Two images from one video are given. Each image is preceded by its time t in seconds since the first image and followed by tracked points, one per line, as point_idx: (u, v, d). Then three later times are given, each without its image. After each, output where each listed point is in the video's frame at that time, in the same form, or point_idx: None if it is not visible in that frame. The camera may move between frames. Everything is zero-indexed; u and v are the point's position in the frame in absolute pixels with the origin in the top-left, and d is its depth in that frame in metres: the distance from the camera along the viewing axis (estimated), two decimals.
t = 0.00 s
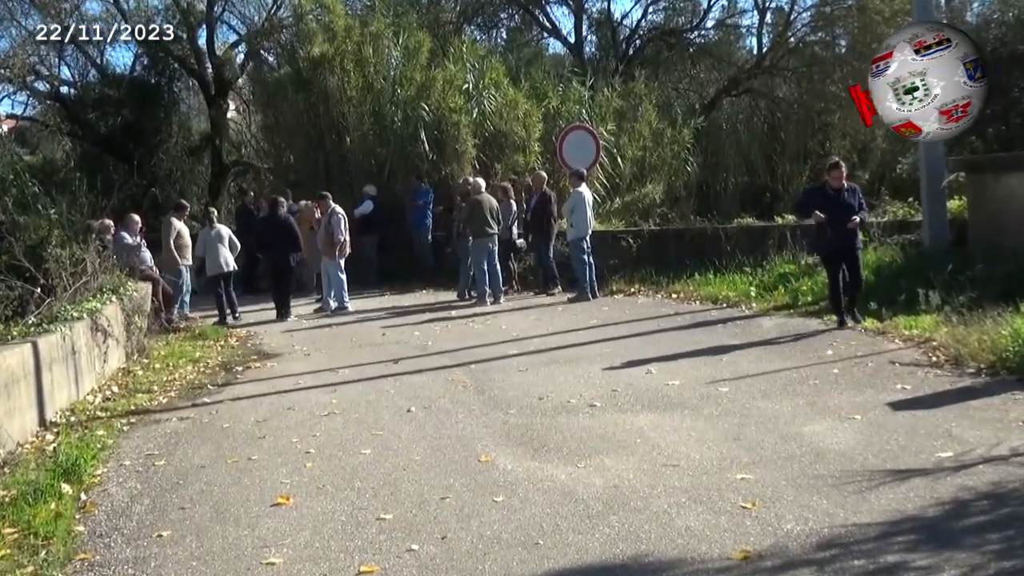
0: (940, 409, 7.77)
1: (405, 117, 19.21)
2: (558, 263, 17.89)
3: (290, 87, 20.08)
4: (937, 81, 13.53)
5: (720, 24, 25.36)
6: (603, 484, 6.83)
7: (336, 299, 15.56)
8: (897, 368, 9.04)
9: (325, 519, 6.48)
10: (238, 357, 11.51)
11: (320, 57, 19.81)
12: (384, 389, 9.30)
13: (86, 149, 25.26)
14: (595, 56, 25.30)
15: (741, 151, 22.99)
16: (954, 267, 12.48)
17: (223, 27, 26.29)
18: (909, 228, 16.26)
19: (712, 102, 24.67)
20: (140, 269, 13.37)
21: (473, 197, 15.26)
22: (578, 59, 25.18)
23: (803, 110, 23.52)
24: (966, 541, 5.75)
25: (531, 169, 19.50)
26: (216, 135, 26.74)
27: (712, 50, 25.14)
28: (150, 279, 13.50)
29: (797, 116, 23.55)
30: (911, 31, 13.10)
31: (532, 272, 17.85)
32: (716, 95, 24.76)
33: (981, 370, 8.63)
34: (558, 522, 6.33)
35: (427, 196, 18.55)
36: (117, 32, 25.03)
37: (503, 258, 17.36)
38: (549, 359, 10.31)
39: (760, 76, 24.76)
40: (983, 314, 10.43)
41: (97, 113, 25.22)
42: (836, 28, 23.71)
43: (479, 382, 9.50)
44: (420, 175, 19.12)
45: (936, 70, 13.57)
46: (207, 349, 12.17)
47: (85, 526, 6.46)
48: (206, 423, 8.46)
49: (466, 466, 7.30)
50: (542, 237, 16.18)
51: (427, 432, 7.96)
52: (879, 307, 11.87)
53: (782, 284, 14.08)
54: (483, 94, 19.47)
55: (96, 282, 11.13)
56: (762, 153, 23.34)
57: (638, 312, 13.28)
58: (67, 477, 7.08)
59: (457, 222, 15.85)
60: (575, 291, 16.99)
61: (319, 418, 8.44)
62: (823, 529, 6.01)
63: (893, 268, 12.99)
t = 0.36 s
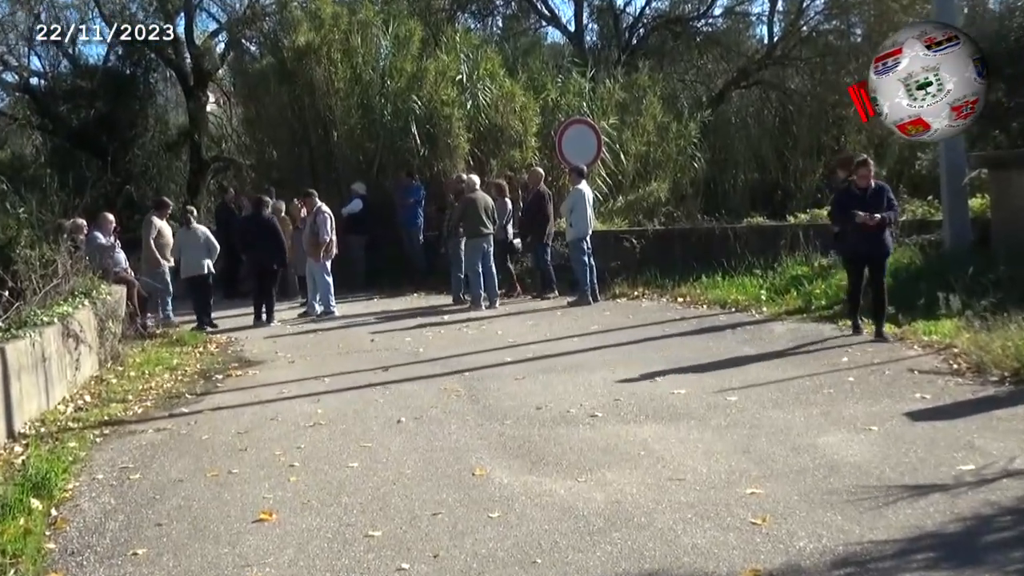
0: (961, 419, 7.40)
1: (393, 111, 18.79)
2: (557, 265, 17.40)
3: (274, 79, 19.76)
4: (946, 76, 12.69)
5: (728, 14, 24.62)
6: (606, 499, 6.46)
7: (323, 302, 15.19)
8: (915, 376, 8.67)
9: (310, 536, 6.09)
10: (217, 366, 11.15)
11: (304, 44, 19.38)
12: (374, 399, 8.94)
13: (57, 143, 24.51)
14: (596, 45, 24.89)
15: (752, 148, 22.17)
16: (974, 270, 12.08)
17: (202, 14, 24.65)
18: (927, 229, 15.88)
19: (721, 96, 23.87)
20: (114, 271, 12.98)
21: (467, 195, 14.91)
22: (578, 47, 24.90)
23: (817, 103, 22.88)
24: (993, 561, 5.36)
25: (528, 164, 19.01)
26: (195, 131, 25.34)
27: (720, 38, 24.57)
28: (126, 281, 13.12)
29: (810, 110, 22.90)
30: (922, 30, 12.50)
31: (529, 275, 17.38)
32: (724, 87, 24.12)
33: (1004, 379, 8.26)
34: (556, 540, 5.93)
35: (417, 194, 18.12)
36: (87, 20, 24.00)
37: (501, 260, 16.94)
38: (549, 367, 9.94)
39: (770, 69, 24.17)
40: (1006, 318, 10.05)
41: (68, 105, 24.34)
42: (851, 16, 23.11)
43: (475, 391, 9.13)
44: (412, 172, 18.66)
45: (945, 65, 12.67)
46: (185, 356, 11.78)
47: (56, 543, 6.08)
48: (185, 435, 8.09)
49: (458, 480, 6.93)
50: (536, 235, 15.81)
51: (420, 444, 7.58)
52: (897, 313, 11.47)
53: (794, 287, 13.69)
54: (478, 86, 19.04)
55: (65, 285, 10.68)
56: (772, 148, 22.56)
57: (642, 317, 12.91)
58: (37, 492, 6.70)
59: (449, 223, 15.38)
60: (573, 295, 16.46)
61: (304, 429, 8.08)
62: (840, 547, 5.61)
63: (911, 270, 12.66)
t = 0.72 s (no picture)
0: (978, 428, 7.11)
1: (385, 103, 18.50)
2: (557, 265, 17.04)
3: (260, 67, 19.30)
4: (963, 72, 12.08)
5: None
6: (607, 511, 6.15)
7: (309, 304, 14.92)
8: (931, 382, 8.37)
9: (296, 548, 5.76)
10: (200, 369, 10.87)
11: (292, 32, 19.00)
12: (365, 406, 8.66)
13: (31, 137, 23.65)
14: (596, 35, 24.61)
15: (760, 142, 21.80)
16: (992, 271, 11.83)
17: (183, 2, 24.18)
18: (943, 228, 15.59)
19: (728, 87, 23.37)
20: (90, 271, 12.67)
21: (461, 191, 14.59)
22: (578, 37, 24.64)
23: (830, 96, 22.55)
24: None
25: (525, 159, 18.73)
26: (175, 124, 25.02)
27: (728, 27, 24.03)
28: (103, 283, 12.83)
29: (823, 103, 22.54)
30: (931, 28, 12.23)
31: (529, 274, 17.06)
32: (732, 79, 23.62)
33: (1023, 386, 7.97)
34: (555, 553, 5.59)
35: (409, 189, 17.91)
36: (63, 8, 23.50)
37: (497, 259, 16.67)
38: (549, 372, 9.65)
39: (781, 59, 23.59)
40: None
41: (42, 97, 23.70)
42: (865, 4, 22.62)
43: (472, 396, 8.83)
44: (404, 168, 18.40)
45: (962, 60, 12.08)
46: (166, 360, 11.49)
47: (30, 557, 5.77)
48: (164, 444, 7.82)
49: (451, 491, 6.63)
50: (532, 234, 15.51)
51: (414, 453, 7.29)
52: (916, 316, 11.21)
53: (804, 289, 13.39)
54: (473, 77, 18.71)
55: (39, 286, 10.40)
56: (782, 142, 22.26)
57: (644, 319, 12.62)
58: (8, 502, 6.41)
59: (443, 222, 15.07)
60: (574, 297, 16.05)
61: (290, 437, 7.79)
62: (857, 561, 5.29)
63: (927, 273, 12.38)
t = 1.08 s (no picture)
0: (978, 429, 7.10)
1: (384, 105, 18.53)
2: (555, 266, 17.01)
3: (258, 69, 19.36)
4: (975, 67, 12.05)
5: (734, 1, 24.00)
6: (606, 512, 6.16)
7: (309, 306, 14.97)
8: (930, 383, 8.38)
9: (296, 550, 5.77)
10: (199, 372, 10.88)
11: (292, 34, 19.00)
12: (364, 407, 8.67)
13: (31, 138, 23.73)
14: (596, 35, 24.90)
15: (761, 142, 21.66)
16: (991, 270, 11.86)
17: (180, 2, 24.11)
18: (943, 229, 15.60)
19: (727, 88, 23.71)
20: (89, 274, 12.64)
21: (459, 193, 14.57)
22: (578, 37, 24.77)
23: (828, 97, 22.36)
24: None
25: (524, 160, 18.66)
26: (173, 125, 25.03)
27: (726, 28, 24.04)
28: (103, 285, 12.84)
29: (820, 103, 22.37)
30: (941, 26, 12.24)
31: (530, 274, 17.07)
32: (730, 79, 23.92)
33: (1022, 387, 7.98)
34: (555, 555, 5.59)
35: (408, 191, 17.88)
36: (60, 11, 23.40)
37: (498, 260, 16.70)
38: (549, 373, 9.65)
39: (779, 60, 23.65)
40: None
41: (41, 99, 23.81)
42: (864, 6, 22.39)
43: (470, 398, 8.84)
44: (403, 169, 18.38)
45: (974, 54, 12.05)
46: (165, 362, 11.49)
47: (29, 559, 5.76)
48: (162, 446, 7.83)
49: (450, 493, 6.64)
50: (534, 235, 15.50)
51: (413, 455, 7.29)
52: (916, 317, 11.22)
53: (803, 289, 13.40)
54: (471, 78, 18.69)
55: (38, 288, 10.37)
56: (782, 142, 22.10)
57: (643, 320, 12.63)
58: (8, 504, 6.41)
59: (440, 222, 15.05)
60: (572, 298, 16.08)
61: (288, 439, 7.80)
62: (856, 563, 5.29)
63: (927, 274, 12.38)
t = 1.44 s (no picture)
0: (977, 431, 7.11)
1: (383, 107, 18.55)
2: (554, 268, 16.98)
3: (258, 71, 19.37)
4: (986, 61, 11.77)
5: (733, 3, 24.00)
6: (605, 514, 6.16)
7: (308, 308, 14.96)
8: (928, 385, 8.39)
9: (295, 551, 5.77)
10: (198, 373, 10.89)
11: (291, 36, 19.00)
12: (362, 409, 8.66)
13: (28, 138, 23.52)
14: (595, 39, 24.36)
15: (759, 143, 21.75)
16: (989, 272, 11.88)
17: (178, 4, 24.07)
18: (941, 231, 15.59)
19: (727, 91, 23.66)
20: (88, 275, 12.64)
21: (458, 194, 14.55)
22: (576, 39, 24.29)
23: (827, 98, 22.36)
24: None
25: (522, 162, 18.64)
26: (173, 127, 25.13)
27: (725, 30, 24.02)
28: (102, 286, 12.85)
29: (818, 105, 22.41)
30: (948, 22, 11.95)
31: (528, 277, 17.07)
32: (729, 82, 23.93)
33: (1021, 389, 7.98)
34: (553, 557, 5.59)
35: (407, 193, 17.87)
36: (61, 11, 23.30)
37: (497, 262, 16.70)
38: (547, 375, 9.64)
39: (777, 62, 23.66)
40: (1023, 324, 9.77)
41: (40, 101, 23.65)
42: (863, 7, 22.51)
43: (468, 400, 8.83)
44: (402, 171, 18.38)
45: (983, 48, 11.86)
46: (164, 363, 11.49)
47: (27, 561, 5.76)
48: (161, 448, 7.83)
49: (448, 495, 6.63)
50: (532, 238, 15.51)
51: (411, 457, 7.28)
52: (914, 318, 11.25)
53: (802, 291, 13.41)
54: (469, 80, 18.67)
55: (37, 290, 10.34)
56: (780, 144, 22.14)
57: (642, 322, 12.63)
58: (6, 506, 6.41)
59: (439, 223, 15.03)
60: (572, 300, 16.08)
61: (286, 440, 7.80)
62: (854, 565, 5.29)
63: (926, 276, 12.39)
